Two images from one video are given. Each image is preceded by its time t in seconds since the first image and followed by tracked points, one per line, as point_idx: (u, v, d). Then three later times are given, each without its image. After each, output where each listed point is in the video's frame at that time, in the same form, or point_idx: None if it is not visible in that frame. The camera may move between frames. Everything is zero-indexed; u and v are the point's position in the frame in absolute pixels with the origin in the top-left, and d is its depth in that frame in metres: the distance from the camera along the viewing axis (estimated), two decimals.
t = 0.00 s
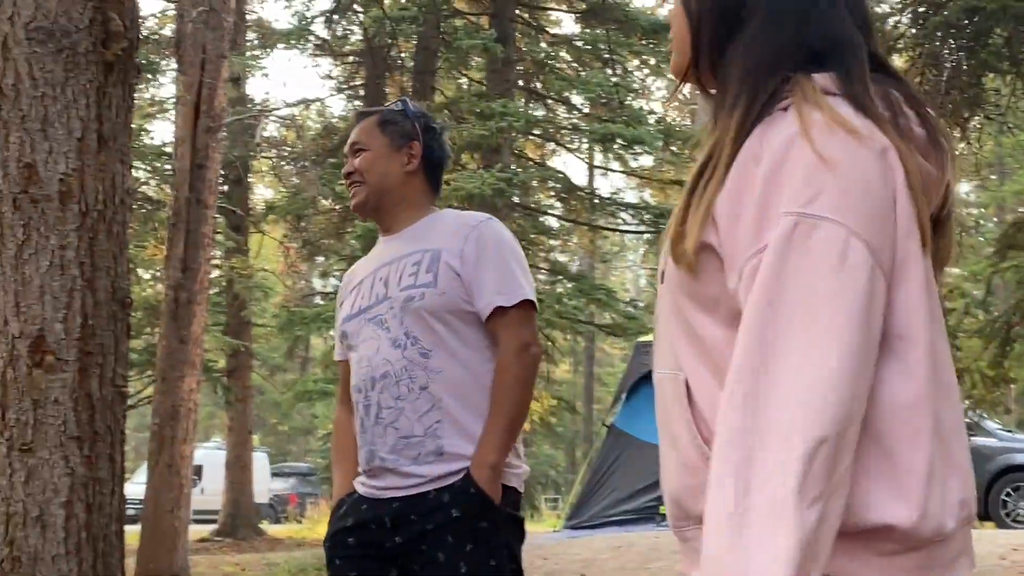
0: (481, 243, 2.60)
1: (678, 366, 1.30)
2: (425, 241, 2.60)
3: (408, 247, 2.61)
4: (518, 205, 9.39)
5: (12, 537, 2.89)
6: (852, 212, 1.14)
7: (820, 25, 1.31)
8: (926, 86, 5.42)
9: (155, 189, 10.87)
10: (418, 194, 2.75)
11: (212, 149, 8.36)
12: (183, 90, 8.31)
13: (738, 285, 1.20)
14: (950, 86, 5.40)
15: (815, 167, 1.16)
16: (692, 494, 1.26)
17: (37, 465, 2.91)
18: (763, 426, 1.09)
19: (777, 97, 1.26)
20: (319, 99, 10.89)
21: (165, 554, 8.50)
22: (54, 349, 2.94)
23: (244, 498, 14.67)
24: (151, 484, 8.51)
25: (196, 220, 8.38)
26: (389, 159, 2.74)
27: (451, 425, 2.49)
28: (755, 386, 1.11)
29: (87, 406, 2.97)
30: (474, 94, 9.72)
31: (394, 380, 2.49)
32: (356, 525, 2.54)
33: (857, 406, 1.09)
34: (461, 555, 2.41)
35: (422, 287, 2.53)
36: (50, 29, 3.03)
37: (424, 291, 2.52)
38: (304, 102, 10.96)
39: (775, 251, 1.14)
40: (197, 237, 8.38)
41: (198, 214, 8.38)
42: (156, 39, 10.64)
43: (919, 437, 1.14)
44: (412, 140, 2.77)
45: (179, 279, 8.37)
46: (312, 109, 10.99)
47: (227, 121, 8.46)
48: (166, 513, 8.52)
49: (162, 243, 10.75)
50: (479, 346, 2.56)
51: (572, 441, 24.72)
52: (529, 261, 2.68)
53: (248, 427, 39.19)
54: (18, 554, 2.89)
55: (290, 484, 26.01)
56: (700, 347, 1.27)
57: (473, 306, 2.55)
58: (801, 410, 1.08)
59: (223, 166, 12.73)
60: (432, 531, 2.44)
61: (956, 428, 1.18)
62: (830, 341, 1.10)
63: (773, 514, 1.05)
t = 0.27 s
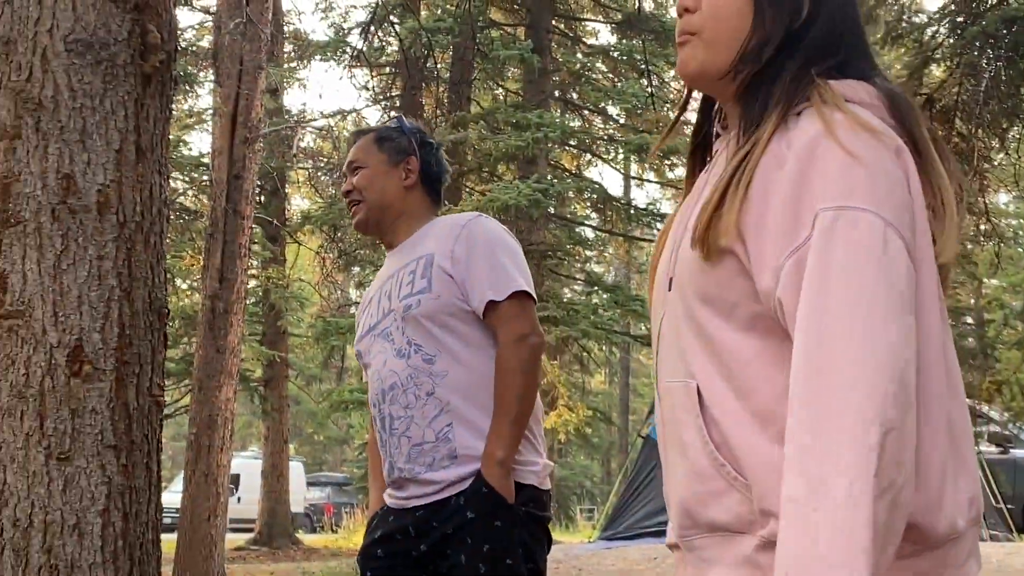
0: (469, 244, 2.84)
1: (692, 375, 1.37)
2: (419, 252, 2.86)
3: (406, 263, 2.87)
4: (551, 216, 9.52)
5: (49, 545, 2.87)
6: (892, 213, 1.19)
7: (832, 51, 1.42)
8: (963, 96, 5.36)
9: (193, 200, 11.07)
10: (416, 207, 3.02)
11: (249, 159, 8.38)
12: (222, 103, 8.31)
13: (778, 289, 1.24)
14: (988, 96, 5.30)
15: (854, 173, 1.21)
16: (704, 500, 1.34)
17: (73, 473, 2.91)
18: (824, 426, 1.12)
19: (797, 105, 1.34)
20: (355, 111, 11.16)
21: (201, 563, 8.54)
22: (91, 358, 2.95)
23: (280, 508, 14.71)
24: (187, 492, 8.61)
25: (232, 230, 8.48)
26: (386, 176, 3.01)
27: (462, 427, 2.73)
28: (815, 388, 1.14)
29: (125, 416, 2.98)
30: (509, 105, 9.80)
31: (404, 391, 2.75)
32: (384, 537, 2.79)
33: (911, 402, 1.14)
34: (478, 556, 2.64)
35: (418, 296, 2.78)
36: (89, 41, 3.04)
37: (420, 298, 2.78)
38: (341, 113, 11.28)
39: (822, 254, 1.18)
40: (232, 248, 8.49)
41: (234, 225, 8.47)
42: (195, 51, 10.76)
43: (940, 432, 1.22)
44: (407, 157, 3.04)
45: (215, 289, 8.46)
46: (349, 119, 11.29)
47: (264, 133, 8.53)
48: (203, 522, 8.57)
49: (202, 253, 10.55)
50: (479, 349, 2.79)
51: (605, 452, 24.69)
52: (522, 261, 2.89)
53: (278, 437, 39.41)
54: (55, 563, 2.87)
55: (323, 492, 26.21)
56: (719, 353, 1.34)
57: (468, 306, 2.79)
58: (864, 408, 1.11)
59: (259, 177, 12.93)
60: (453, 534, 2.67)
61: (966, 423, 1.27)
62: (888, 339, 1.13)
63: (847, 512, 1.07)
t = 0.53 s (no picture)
0: (498, 252, 2.74)
1: (711, 382, 1.37)
2: (449, 262, 2.80)
3: (436, 273, 2.81)
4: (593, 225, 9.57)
5: (99, 552, 2.95)
6: (935, 230, 1.23)
7: (843, 66, 1.42)
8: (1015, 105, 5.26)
9: (239, 210, 11.26)
10: (455, 220, 2.97)
11: (294, 170, 8.45)
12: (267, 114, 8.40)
13: (818, 300, 1.26)
14: None
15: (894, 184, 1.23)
16: (727, 506, 1.33)
17: (124, 479, 3.00)
18: (892, 434, 1.16)
19: (816, 119, 1.35)
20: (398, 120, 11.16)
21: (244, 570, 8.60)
22: (141, 366, 3.05)
23: (323, 514, 14.83)
24: (232, 498, 8.73)
25: (277, 240, 8.61)
26: (425, 189, 2.96)
27: (494, 437, 2.64)
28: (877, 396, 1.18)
29: (174, 425, 3.08)
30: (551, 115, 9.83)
31: (435, 401, 2.67)
32: (423, 548, 2.74)
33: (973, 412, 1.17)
34: (513, 565, 2.56)
35: (447, 306, 2.71)
36: (140, 53, 3.17)
37: (449, 309, 2.71)
38: (384, 122, 11.24)
39: (872, 266, 1.21)
40: (277, 257, 8.62)
41: (279, 234, 8.60)
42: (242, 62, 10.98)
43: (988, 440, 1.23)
44: (446, 170, 2.99)
45: (260, 298, 8.59)
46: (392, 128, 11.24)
47: (309, 143, 8.67)
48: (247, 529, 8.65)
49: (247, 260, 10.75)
50: (511, 360, 2.70)
51: (648, 462, 24.55)
52: (554, 270, 2.77)
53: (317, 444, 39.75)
54: (106, 567, 2.96)
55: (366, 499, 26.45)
56: (742, 360, 1.34)
57: (497, 316, 2.70)
58: (935, 415, 1.14)
59: (303, 186, 13.14)
60: (487, 545, 2.60)
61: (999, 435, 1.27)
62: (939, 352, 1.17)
63: (931, 518, 1.12)
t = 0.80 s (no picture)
0: (558, 263, 2.74)
1: (719, 391, 1.36)
2: (509, 269, 2.78)
3: (494, 278, 2.79)
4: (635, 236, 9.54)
5: (145, 557, 3.09)
6: (940, 241, 1.22)
7: (849, 79, 1.41)
8: None
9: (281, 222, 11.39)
10: (511, 230, 2.97)
11: (334, 180, 8.71)
12: (308, 124, 8.73)
13: (827, 306, 1.24)
14: None
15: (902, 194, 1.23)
16: (729, 515, 1.32)
17: (169, 486, 3.14)
18: (896, 444, 1.14)
19: (826, 132, 1.35)
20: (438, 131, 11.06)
21: None
22: (186, 374, 3.19)
23: (363, 525, 14.85)
24: (272, 508, 8.75)
25: (318, 250, 8.67)
26: (485, 197, 2.95)
27: (544, 451, 2.62)
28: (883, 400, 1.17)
29: (218, 431, 3.22)
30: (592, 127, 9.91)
31: (484, 410, 2.66)
32: (467, 558, 2.72)
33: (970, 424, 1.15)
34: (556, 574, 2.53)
35: (503, 313, 2.70)
36: (187, 64, 3.29)
37: (505, 317, 2.69)
38: (425, 135, 11.08)
39: (877, 274, 1.20)
40: (317, 266, 8.67)
41: (320, 245, 8.66)
42: (284, 74, 11.12)
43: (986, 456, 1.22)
44: (508, 177, 2.98)
45: (302, 308, 8.64)
46: (432, 140, 11.12)
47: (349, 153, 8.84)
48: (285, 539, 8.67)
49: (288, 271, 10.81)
50: (568, 373, 2.69)
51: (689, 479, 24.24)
52: (611, 282, 2.77)
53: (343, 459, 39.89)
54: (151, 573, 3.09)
55: (407, 512, 26.52)
56: (746, 369, 1.33)
57: (553, 326, 2.69)
58: (940, 426, 1.13)
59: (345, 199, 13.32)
60: (532, 555, 2.57)
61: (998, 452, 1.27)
62: (947, 364, 1.16)
63: (928, 529, 1.10)
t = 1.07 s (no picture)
0: (619, 285, 2.74)
1: (714, 402, 1.48)
2: (566, 282, 2.79)
3: (548, 290, 2.80)
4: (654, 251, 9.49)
5: (165, 567, 3.14)
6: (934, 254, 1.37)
7: (826, 94, 1.55)
8: None
9: (300, 234, 11.43)
10: (567, 239, 2.97)
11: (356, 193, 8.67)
12: (329, 138, 8.78)
13: (835, 316, 1.37)
14: None
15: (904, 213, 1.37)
16: (726, 525, 1.45)
17: (189, 496, 3.17)
18: (902, 445, 1.28)
19: (819, 148, 1.49)
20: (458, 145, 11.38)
21: None
22: (207, 385, 3.22)
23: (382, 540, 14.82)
24: (291, 520, 8.72)
25: (338, 264, 8.64)
26: (547, 205, 2.95)
27: (590, 471, 2.62)
28: (892, 403, 1.30)
29: (238, 442, 3.25)
30: (613, 142, 10.04)
31: (531, 424, 2.67)
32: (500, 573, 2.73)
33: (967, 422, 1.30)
34: None
35: (559, 329, 2.70)
36: (210, 77, 3.31)
37: (560, 333, 2.69)
38: (444, 149, 11.43)
39: (882, 286, 1.33)
40: (337, 280, 8.64)
41: (340, 258, 8.63)
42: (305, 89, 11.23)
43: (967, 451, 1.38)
44: (568, 189, 2.98)
45: (322, 321, 8.63)
46: (452, 154, 11.46)
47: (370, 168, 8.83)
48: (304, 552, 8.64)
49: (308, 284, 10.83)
50: (621, 394, 2.68)
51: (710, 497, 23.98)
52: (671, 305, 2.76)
53: (351, 475, 39.81)
54: None
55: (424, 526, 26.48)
56: (744, 379, 1.46)
57: (609, 347, 2.68)
58: (941, 428, 1.27)
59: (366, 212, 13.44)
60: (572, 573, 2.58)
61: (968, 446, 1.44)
62: (947, 368, 1.30)
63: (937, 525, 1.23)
